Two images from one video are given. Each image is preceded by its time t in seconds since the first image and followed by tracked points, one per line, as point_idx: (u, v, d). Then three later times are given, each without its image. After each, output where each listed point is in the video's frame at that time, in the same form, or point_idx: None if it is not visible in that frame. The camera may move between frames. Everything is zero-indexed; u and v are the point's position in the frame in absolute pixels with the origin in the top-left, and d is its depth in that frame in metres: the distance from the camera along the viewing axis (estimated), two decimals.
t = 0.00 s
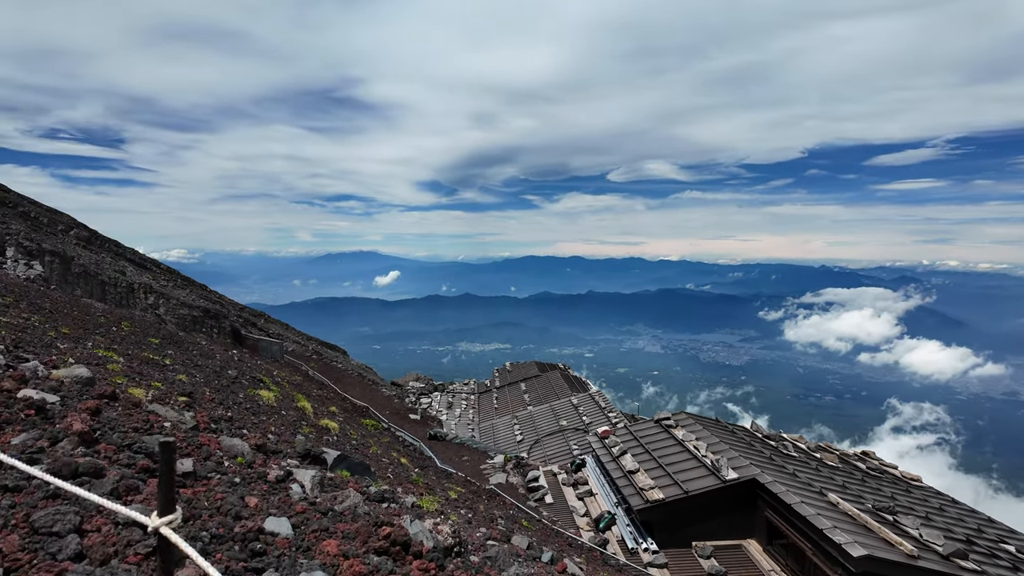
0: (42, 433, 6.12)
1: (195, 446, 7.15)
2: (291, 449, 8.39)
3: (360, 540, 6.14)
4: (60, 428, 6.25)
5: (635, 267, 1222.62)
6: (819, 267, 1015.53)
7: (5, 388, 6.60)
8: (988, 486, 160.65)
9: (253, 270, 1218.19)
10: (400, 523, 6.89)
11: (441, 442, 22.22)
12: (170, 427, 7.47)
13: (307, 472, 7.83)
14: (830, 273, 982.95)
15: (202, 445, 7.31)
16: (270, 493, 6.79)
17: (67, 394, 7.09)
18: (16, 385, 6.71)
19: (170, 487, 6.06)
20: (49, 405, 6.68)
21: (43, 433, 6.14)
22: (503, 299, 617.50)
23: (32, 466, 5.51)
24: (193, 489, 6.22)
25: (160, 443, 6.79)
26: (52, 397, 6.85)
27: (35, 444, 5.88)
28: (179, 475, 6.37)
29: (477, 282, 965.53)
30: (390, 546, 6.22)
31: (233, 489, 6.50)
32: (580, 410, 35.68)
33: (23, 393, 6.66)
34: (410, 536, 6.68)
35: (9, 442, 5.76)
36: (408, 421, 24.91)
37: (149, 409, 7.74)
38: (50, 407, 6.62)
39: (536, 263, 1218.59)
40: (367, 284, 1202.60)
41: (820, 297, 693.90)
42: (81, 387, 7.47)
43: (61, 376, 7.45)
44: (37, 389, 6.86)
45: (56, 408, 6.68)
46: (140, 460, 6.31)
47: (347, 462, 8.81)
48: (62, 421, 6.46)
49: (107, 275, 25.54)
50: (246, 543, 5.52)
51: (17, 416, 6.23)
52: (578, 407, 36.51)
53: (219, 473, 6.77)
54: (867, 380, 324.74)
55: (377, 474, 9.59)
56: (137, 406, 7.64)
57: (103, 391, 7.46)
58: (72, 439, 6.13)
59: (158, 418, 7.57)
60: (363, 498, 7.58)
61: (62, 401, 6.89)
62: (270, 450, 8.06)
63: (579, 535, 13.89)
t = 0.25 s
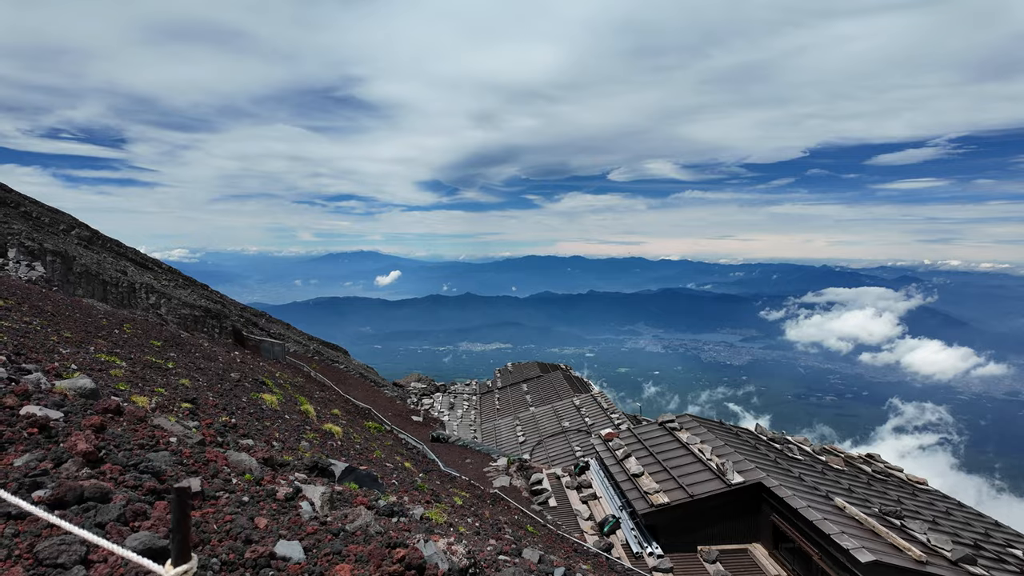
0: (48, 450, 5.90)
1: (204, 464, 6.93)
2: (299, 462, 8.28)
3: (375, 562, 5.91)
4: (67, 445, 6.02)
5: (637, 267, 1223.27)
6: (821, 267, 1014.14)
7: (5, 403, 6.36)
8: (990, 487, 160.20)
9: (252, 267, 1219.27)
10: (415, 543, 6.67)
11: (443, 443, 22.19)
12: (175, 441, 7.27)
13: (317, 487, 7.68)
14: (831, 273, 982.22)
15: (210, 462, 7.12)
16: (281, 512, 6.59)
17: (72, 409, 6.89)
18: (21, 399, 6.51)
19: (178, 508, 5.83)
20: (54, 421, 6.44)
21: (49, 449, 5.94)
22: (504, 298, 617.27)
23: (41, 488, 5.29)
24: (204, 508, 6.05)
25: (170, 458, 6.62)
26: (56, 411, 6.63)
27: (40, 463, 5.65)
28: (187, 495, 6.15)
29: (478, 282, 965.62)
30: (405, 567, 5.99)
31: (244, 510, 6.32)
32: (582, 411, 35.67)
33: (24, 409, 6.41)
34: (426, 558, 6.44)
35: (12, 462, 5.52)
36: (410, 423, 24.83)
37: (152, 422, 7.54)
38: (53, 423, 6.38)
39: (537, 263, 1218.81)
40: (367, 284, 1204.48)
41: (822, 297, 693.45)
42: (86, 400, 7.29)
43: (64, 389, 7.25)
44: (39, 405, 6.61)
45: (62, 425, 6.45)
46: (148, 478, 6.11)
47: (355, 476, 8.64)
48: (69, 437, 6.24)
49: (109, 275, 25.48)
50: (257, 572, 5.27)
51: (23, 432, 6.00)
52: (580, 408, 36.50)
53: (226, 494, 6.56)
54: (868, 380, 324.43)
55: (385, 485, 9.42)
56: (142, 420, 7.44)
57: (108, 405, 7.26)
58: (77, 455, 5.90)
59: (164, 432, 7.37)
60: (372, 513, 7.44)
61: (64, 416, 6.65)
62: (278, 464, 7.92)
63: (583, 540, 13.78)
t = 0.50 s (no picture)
0: (67, 447, 5.86)
1: (222, 464, 6.86)
2: (312, 462, 8.17)
3: (400, 564, 5.84)
4: (80, 446, 5.92)
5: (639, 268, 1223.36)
6: (823, 269, 1011.88)
7: (17, 399, 6.30)
8: (995, 489, 159.10)
9: (254, 268, 1219.62)
10: (439, 543, 6.68)
11: (448, 444, 22.16)
12: (191, 441, 7.22)
13: (331, 488, 7.59)
14: (834, 274, 980.17)
15: (227, 460, 7.06)
16: (299, 512, 6.52)
17: (86, 408, 6.82)
18: (33, 398, 6.44)
19: (196, 508, 5.74)
20: (70, 420, 6.37)
21: (64, 449, 5.87)
22: (506, 300, 617.28)
23: (61, 488, 5.22)
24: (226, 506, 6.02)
25: (186, 458, 6.56)
26: (72, 409, 6.60)
27: (57, 461, 5.57)
28: (204, 494, 6.10)
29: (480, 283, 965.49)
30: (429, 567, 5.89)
31: (265, 511, 6.25)
32: (586, 413, 35.56)
33: (37, 408, 6.33)
34: (449, 562, 6.35)
35: (33, 461, 5.44)
36: (415, 424, 24.74)
37: (164, 421, 7.46)
38: (68, 421, 6.31)
39: (539, 264, 1219.04)
40: (369, 285, 1204.88)
41: (825, 298, 691.32)
42: (97, 398, 7.21)
43: (76, 387, 7.20)
44: (52, 403, 6.55)
45: (76, 424, 6.37)
46: (166, 478, 6.06)
47: (370, 476, 8.58)
48: (85, 436, 6.19)
49: (112, 276, 25.57)
50: (280, 570, 5.18)
51: (38, 430, 5.95)
52: (584, 409, 36.41)
53: (247, 491, 6.51)
54: (872, 382, 323.21)
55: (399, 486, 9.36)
56: (153, 418, 7.39)
57: (123, 403, 7.22)
58: (93, 453, 5.85)
59: (179, 430, 7.34)
60: (389, 512, 7.38)
61: (78, 416, 6.57)
62: (293, 462, 7.91)
63: (590, 542, 13.67)
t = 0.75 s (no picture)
0: (94, 446, 5.82)
1: (248, 463, 6.83)
2: (335, 461, 8.14)
3: (436, 566, 5.85)
4: (113, 444, 5.93)
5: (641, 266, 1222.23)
6: (826, 268, 1008.97)
7: (40, 397, 6.25)
8: (1000, 489, 158.20)
9: (256, 266, 1220.59)
10: (470, 546, 6.67)
11: (455, 443, 22.12)
12: (215, 440, 7.15)
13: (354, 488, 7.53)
14: (837, 273, 976.99)
15: (253, 459, 7.04)
16: (326, 513, 6.44)
17: (109, 406, 6.79)
18: (60, 394, 6.45)
19: (229, 511, 5.71)
20: (96, 419, 6.32)
21: (93, 448, 5.84)
22: (509, 298, 617.17)
23: (92, 489, 5.16)
24: (255, 506, 5.99)
25: (213, 456, 6.54)
26: (96, 408, 6.55)
27: (84, 459, 5.51)
28: (235, 495, 6.06)
29: (482, 281, 965.14)
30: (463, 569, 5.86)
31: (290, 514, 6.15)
32: (591, 411, 35.47)
33: (63, 406, 6.29)
34: (483, 563, 6.33)
35: (63, 460, 5.39)
36: (422, 422, 24.70)
37: (183, 419, 7.41)
38: (95, 419, 6.29)
39: (541, 263, 1218.32)
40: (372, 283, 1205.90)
41: (828, 297, 688.94)
42: (119, 395, 7.18)
43: (97, 384, 7.18)
44: (79, 399, 6.54)
45: (104, 422, 6.37)
46: (196, 478, 6.03)
47: (392, 476, 8.55)
48: (114, 433, 6.17)
49: (116, 274, 25.59)
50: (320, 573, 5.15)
51: (65, 428, 5.92)
52: (589, 408, 36.32)
53: (276, 493, 6.47)
54: (875, 381, 321.99)
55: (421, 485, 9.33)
56: (171, 415, 7.33)
57: (147, 400, 7.23)
58: (123, 453, 5.84)
59: (202, 428, 7.30)
60: (412, 514, 7.27)
61: (104, 412, 6.56)
62: (312, 462, 7.84)
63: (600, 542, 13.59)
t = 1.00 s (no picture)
0: (148, 480, 5.79)
1: (289, 487, 6.77)
2: (370, 480, 8.10)
3: None
4: (166, 477, 5.90)
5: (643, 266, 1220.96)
6: (828, 268, 1006.80)
7: (88, 425, 6.19)
8: (1003, 490, 157.51)
9: (257, 265, 1220.91)
10: None
11: (462, 446, 22.11)
12: (257, 463, 7.08)
13: (392, 507, 7.50)
14: (839, 273, 975.12)
15: (294, 484, 6.93)
16: (376, 540, 6.46)
17: (157, 430, 6.80)
18: (109, 415, 6.54)
19: (290, 548, 5.70)
20: (140, 447, 6.27)
21: (145, 481, 5.80)
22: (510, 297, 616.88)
23: (162, 527, 5.20)
24: (305, 540, 5.85)
25: (255, 484, 6.44)
26: (140, 432, 6.51)
27: (141, 494, 5.50)
28: (287, 529, 5.98)
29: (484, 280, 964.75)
30: None
31: (338, 540, 6.16)
32: (596, 413, 35.42)
33: (111, 432, 6.29)
34: None
35: (119, 495, 5.38)
36: (429, 425, 24.65)
37: (217, 435, 7.43)
38: (142, 446, 6.24)
39: (543, 262, 1217.79)
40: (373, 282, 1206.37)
41: (830, 297, 687.60)
42: (159, 417, 7.19)
43: (130, 403, 7.12)
44: (124, 426, 6.52)
45: (150, 451, 6.30)
46: (247, 511, 5.89)
47: (426, 493, 8.58)
48: (166, 465, 6.15)
49: (118, 273, 25.55)
50: None
51: (117, 458, 5.87)
52: (594, 409, 36.29)
53: (322, 522, 6.41)
54: (877, 381, 321.44)
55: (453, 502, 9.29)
56: (208, 431, 7.34)
57: (186, 423, 7.17)
58: (172, 482, 5.82)
59: (244, 451, 7.23)
60: (453, 539, 7.31)
61: (150, 438, 6.55)
62: (347, 479, 7.78)
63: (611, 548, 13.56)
